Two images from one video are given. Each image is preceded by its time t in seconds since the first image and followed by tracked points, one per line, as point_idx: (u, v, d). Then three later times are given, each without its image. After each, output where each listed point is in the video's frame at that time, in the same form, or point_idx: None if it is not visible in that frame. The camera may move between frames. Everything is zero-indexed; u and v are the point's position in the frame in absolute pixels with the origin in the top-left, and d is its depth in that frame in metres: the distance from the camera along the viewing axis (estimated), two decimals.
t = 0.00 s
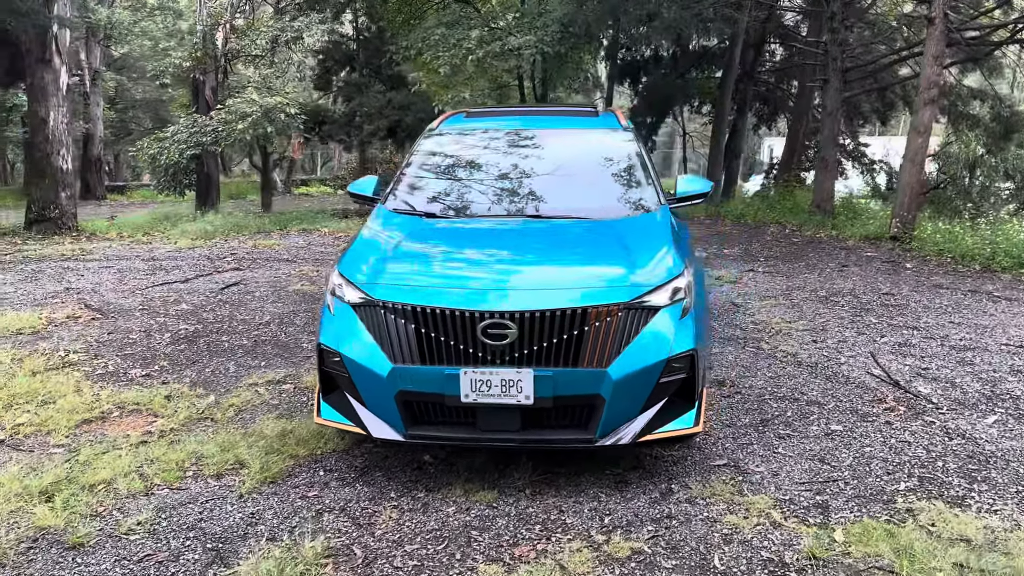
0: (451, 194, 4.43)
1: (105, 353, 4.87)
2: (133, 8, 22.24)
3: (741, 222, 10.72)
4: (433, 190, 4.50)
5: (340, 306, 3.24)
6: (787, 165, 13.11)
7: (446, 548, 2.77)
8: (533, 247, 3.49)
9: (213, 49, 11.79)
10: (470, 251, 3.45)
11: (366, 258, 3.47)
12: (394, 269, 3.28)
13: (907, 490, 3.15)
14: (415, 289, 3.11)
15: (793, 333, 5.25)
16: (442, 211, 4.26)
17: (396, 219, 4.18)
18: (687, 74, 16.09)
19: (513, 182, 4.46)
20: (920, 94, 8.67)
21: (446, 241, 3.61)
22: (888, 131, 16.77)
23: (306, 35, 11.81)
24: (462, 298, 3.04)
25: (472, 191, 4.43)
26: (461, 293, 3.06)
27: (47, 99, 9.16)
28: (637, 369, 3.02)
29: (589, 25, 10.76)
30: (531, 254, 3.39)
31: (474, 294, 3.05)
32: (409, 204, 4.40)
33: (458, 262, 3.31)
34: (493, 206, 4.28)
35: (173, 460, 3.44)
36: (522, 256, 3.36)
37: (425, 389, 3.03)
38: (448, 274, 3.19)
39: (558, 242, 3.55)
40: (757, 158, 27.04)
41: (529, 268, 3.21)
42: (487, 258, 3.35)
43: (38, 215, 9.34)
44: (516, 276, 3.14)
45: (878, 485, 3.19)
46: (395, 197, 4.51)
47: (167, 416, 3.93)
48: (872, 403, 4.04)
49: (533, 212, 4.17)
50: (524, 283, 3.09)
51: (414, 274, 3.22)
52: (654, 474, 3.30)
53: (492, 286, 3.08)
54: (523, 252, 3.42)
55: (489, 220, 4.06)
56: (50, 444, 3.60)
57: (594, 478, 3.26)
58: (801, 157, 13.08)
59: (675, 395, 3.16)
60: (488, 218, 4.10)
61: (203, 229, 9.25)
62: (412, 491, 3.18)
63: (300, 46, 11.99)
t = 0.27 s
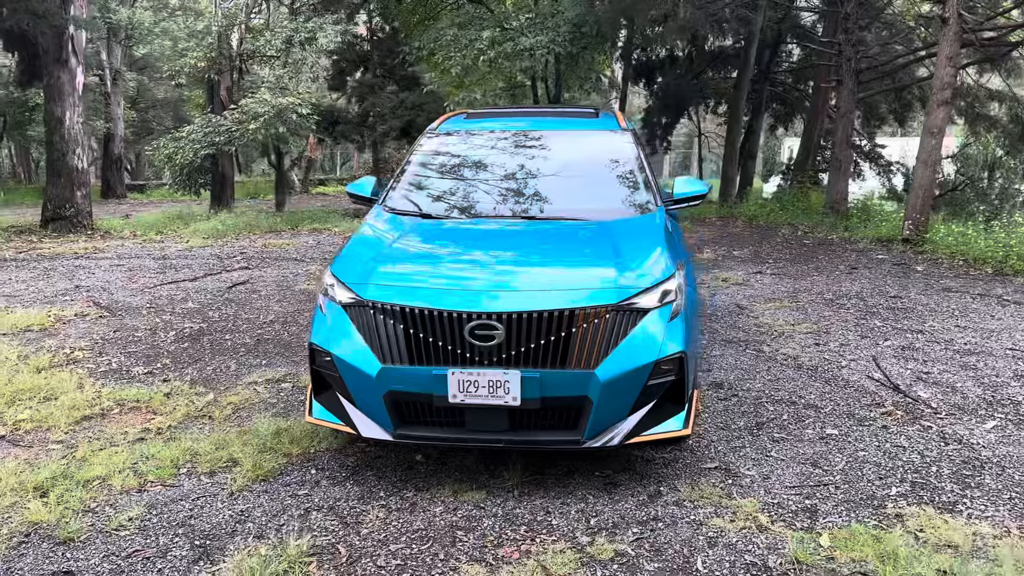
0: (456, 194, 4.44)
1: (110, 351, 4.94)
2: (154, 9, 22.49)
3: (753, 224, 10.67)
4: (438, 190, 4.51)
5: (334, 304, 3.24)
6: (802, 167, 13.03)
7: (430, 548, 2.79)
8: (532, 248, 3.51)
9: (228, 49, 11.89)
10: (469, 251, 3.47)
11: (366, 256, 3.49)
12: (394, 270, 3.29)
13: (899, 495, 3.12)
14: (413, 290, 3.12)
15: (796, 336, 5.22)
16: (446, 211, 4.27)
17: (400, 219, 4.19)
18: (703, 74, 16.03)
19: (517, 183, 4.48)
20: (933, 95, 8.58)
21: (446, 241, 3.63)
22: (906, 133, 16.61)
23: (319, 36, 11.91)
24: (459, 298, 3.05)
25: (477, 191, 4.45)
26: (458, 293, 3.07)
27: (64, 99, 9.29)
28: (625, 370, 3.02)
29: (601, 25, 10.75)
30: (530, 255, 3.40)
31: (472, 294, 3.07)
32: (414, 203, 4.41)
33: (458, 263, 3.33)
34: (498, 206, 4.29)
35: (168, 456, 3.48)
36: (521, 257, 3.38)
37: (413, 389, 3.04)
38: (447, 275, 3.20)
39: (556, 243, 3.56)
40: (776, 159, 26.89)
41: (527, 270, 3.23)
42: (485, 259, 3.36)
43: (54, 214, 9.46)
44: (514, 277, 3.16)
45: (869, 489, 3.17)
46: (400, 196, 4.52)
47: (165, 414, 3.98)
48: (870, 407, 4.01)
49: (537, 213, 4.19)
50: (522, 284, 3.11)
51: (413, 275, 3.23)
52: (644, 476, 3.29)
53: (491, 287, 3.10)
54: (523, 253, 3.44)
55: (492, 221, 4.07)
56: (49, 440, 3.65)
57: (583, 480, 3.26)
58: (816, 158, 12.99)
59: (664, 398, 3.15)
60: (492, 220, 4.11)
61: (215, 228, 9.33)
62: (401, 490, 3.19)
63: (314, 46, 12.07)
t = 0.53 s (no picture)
0: (460, 195, 4.45)
1: (115, 348, 5.00)
2: (174, 10, 22.71)
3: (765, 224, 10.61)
4: (442, 190, 4.52)
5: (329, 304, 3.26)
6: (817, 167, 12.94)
7: (414, 548, 2.81)
8: (531, 250, 3.52)
9: (243, 50, 11.99)
10: (468, 253, 3.48)
11: (364, 256, 3.50)
12: (392, 271, 3.30)
13: (887, 500, 3.11)
14: (411, 291, 3.14)
15: (797, 338, 5.19)
16: (450, 212, 4.28)
17: (403, 220, 4.21)
18: (719, 74, 15.95)
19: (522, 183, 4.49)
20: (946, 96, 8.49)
21: (444, 241, 3.64)
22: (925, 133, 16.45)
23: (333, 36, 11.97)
24: (455, 301, 3.06)
25: (481, 191, 4.46)
26: (454, 295, 3.09)
27: (80, 100, 9.42)
28: (612, 372, 3.03)
29: (613, 25, 10.73)
30: (529, 257, 3.42)
31: (469, 296, 3.08)
32: (418, 203, 4.42)
33: (457, 264, 3.35)
34: (503, 207, 4.31)
35: (163, 454, 3.53)
36: (520, 259, 3.39)
37: (400, 390, 3.06)
38: (446, 276, 3.22)
39: (552, 245, 3.58)
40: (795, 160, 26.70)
41: (524, 272, 3.24)
42: (482, 260, 3.38)
43: (70, 212, 9.60)
44: (510, 279, 3.17)
45: (858, 494, 3.16)
46: (404, 196, 4.53)
47: (164, 412, 4.03)
48: (866, 411, 3.98)
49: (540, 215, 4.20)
50: (518, 286, 3.12)
51: (412, 276, 3.25)
52: (632, 479, 3.30)
53: (488, 289, 3.11)
54: (522, 255, 3.45)
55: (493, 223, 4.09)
56: (49, 436, 3.70)
57: (571, 481, 3.27)
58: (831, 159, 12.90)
59: (652, 400, 3.16)
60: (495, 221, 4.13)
61: (227, 227, 9.42)
62: (390, 490, 3.21)
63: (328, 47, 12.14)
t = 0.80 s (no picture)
0: (467, 195, 4.44)
1: (122, 347, 5.04)
2: (194, 10, 22.88)
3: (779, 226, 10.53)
4: (450, 190, 4.52)
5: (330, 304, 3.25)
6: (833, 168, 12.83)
7: (404, 550, 2.80)
8: (535, 251, 3.51)
9: (258, 51, 12.06)
10: (471, 254, 3.48)
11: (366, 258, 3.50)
12: (394, 272, 3.30)
13: (885, 507, 3.07)
14: (413, 292, 3.14)
15: (804, 341, 5.15)
16: (456, 213, 4.27)
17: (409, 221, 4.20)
18: (736, 74, 15.85)
19: (529, 184, 4.48)
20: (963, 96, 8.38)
21: (448, 243, 3.64)
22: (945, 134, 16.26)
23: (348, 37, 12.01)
24: (455, 303, 3.06)
25: (489, 191, 4.45)
26: (455, 297, 3.08)
27: (96, 100, 9.51)
28: (606, 376, 3.01)
29: (627, 25, 10.68)
30: (533, 258, 3.41)
31: (470, 298, 3.08)
32: (425, 203, 4.42)
33: (460, 266, 3.34)
34: (510, 207, 4.30)
35: (162, 453, 3.55)
36: (523, 261, 3.38)
37: (394, 391, 3.06)
38: (446, 279, 3.20)
39: (553, 247, 3.55)
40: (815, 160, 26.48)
41: (526, 273, 3.23)
42: (483, 263, 3.36)
43: (86, 212, 9.74)
44: (511, 282, 3.16)
45: (855, 500, 3.13)
46: (412, 196, 4.53)
47: (166, 411, 4.05)
48: (869, 416, 3.94)
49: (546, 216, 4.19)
50: (519, 288, 3.11)
51: (414, 277, 3.25)
52: (628, 482, 3.28)
53: (489, 291, 3.10)
54: (525, 256, 3.44)
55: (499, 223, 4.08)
56: (51, 434, 3.74)
57: (566, 484, 3.25)
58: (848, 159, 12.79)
59: (647, 404, 3.14)
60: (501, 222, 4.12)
61: (240, 227, 9.48)
62: (384, 491, 3.22)
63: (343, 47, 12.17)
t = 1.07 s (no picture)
0: (474, 192, 4.41)
1: (126, 344, 5.05)
2: (212, 10, 23.01)
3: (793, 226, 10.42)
4: (456, 188, 4.48)
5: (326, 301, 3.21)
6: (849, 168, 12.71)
7: (394, 551, 2.78)
8: (537, 251, 3.48)
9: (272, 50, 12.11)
10: (472, 254, 3.45)
11: (364, 257, 3.48)
12: (395, 271, 3.28)
13: (886, 512, 3.01)
14: (413, 291, 3.11)
15: (811, 343, 5.08)
16: (463, 210, 4.24)
17: (413, 219, 4.17)
18: (752, 73, 15.73)
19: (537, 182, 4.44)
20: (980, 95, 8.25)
21: (449, 242, 3.61)
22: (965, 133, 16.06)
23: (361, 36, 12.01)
24: (456, 302, 3.02)
25: (496, 189, 4.41)
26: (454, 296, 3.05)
27: (109, 99, 9.58)
28: (601, 376, 2.97)
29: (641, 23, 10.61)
30: (535, 257, 3.38)
31: (470, 297, 3.05)
32: (430, 201, 4.39)
33: (460, 265, 3.31)
34: (517, 205, 4.26)
35: (158, 450, 3.55)
36: (525, 260, 3.35)
37: (388, 391, 3.03)
38: (447, 278, 3.17)
39: (556, 246, 3.51)
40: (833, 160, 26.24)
41: (530, 273, 3.20)
42: (485, 262, 3.32)
43: (99, 209, 9.80)
44: (512, 282, 3.12)
45: (856, 505, 3.07)
46: (418, 193, 4.50)
47: (165, 409, 4.05)
48: (875, 419, 3.87)
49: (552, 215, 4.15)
50: (520, 288, 3.08)
51: (415, 276, 3.22)
52: (624, 484, 3.24)
53: (491, 290, 3.07)
54: (528, 255, 3.41)
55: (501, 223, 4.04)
56: (50, 431, 3.74)
57: (562, 486, 3.22)
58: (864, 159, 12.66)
59: (643, 405, 3.10)
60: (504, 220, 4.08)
61: (251, 225, 9.51)
62: (378, 491, 3.19)
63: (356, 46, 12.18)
